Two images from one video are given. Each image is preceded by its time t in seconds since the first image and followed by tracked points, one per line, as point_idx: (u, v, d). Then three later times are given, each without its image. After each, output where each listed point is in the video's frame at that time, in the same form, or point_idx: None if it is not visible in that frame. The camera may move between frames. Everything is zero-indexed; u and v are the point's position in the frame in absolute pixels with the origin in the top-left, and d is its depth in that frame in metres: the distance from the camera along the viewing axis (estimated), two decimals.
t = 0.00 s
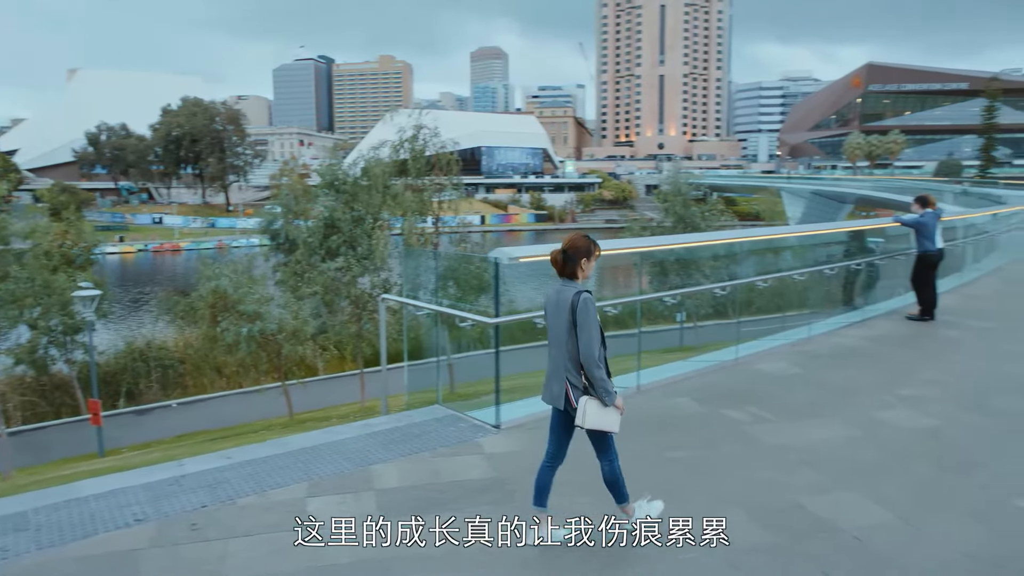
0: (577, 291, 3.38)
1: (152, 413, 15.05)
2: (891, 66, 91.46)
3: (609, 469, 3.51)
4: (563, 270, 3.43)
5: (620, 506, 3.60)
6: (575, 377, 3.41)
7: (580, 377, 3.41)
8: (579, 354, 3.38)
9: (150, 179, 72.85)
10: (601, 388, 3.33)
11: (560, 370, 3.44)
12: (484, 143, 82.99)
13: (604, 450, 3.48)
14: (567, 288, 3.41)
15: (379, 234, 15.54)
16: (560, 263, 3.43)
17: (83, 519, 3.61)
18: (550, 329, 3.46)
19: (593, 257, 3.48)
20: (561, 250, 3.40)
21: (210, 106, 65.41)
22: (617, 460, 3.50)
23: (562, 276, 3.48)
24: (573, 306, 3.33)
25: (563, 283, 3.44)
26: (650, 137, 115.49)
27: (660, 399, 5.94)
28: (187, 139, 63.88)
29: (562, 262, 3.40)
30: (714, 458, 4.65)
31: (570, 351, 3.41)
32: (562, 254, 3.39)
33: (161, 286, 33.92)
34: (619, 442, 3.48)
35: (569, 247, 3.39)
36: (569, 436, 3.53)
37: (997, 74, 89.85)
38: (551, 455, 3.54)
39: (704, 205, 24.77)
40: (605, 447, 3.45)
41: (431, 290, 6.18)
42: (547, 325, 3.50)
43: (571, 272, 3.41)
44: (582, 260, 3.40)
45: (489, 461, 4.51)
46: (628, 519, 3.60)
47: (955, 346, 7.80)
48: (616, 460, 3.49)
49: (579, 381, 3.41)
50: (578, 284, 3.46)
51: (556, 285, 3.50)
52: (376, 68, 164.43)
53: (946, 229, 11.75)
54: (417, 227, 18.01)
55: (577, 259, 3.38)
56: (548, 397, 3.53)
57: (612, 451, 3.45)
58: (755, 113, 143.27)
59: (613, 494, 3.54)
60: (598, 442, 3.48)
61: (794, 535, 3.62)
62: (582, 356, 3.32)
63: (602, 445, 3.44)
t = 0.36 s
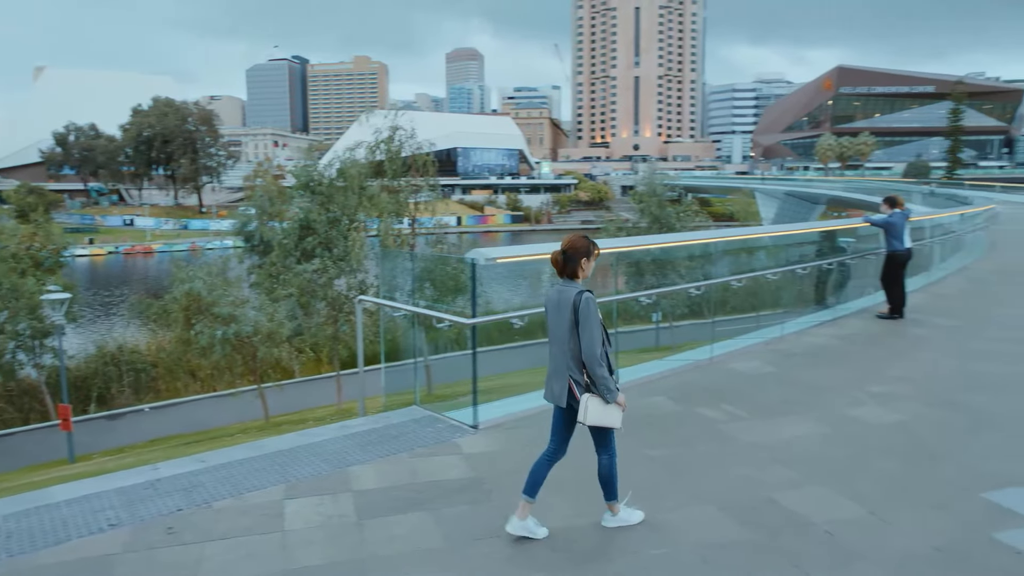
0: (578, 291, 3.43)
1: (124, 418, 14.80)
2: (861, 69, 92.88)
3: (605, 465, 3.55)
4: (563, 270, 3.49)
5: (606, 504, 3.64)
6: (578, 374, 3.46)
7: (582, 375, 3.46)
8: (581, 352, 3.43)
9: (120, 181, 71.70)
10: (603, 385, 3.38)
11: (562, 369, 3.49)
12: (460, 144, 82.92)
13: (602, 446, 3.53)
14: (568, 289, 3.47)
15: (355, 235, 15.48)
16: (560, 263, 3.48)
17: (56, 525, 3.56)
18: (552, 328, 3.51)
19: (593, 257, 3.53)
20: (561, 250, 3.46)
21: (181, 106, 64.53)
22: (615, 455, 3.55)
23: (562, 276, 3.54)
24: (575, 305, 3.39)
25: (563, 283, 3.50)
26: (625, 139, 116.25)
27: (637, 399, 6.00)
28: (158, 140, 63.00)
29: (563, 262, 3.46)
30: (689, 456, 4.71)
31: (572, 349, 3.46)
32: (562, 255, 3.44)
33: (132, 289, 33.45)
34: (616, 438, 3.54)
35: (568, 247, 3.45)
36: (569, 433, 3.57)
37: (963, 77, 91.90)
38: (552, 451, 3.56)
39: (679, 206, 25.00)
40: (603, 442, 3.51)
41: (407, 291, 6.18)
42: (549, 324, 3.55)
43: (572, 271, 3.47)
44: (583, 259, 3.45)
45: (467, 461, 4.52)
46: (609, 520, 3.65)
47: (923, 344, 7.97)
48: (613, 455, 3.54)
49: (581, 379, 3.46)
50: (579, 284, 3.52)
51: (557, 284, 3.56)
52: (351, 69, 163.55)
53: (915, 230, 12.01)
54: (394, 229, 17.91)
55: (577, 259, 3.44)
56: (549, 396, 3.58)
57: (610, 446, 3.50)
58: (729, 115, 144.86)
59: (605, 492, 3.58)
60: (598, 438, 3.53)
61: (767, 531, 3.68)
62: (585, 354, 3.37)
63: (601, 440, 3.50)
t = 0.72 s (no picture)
0: (580, 286, 3.55)
1: (98, 422, 14.56)
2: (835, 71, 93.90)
3: (594, 461, 3.62)
4: (565, 266, 3.61)
5: (587, 499, 3.70)
6: (581, 368, 3.57)
7: (587, 368, 3.56)
8: (586, 346, 3.53)
9: (93, 182, 70.60)
10: (607, 378, 3.47)
11: (566, 363, 3.59)
12: (438, 146, 82.82)
13: (596, 439, 3.60)
14: (571, 284, 3.59)
15: (334, 236, 15.40)
16: (562, 260, 3.60)
17: (29, 531, 3.52)
18: (555, 324, 3.63)
19: (593, 253, 3.64)
20: (563, 247, 3.58)
21: (155, 106, 63.70)
22: (605, 450, 3.62)
23: (564, 273, 3.65)
24: (578, 299, 3.50)
25: (565, 279, 3.61)
26: (603, 140, 116.80)
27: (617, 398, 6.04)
28: (132, 141, 62.22)
29: (564, 258, 3.58)
30: (666, 453, 4.77)
31: (576, 344, 3.56)
32: (564, 251, 3.56)
33: (105, 291, 33.01)
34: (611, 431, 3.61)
35: (570, 244, 3.56)
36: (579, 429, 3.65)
37: (933, 80, 93.68)
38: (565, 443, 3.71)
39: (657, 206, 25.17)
40: (599, 437, 3.59)
41: (386, 293, 6.18)
42: (553, 320, 3.66)
43: (573, 268, 3.60)
44: (583, 255, 3.57)
45: (446, 461, 4.54)
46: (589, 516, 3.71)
47: (895, 342, 8.13)
48: (605, 449, 3.62)
49: (586, 373, 3.56)
50: (580, 280, 3.63)
51: (559, 280, 3.67)
52: (328, 70, 162.75)
53: (887, 230, 12.24)
54: (372, 230, 17.77)
55: (578, 254, 3.55)
56: (557, 389, 3.68)
57: (604, 440, 3.58)
58: (706, 117, 146.19)
59: (591, 487, 3.64)
60: (596, 431, 3.61)
61: (743, 525, 3.76)
62: (589, 346, 3.47)
63: (596, 434, 3.58)
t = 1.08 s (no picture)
0: (580, 282, 3.69)
1: (72, 427, 14.30)
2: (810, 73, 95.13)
3: (577, 457, 3.71)
4: (565, 264, 3.76)
5: (568, 496, 3.75)
6: (582, 363, 3.70)
7: (587, 363, 3.70)
8: (587, 342, 3.66)
9: (65, 183, 69.41)
10: (607, 371, 3.62)
11: (566, 358, 3.72)
12: (417, 147, 82.57)
13: (586, 434, 3.72)
14: (570, 281, 3.73)
15: (312, 238, 15.31)
16: (563, 257, 3.75)
17: (6, 536, 3.48)
18: (554, 321, 3.76)
19: (591, 253, 3.80)
20: (563, 244, 3.72)
21: (129, 107, 62.82)
22: (591, 445, 3.72)
23: (563, 270, 3.79)
24: (579, 295, 3.65)
25: (565, 277, 3.75)
26: (582, 141, 117.29)
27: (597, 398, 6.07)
28: (105, 141, 61.28)
29: (565, 256, 3.73)
30: (645, 451, 4.83)
31: (576, 340, 3.69)
32: (565, 249, 3.71)
33: (79, 294, 32.48)
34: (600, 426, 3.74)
35: (570, 243, 3.70)
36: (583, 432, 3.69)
37: (905, 83, 95.35)
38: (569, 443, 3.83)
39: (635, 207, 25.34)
40: (590, 431, 3.70)
41: (365, 294, 6.17)
42: (552, 317, 3.79)
43: (573, 265, 3.74)
44: (583, 253, 3.72)
45: (426, 461, 4.56)
46: (570, 512, 3.75)
47: (869, 340, 8.26)
48: (592, 445, 3.72)
49: (586, 367, 3.70)
50: (578, 277, 3.78)
51: (558, 277, 3.81)
52: (306, 70, 161.56)
53: (861, 229, 12.44)
54: (351, 232, 17.58)
55: (577, 253, 3.70)
56: (556, 384, 3.80)
57: (594, 435, 3.70)
58: (683, 118, 147.42)
59: (574, 484, 3.70)
60: (589, 426, 3.74)
61: (720, 521, 3.81)
62: (591, 341, 3.60)
63: (586, 428, 3.69)
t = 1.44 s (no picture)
0: (577, 283, 3.74)
1: (45, 433, 14.06)
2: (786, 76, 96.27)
3: (565, 453, 3.75)
4: (563, 265, 3.79)
5: (593, 474, 4.08)
6: (580, 361, 3.76)
7: (584, 361, 3.76)
8: (584, 341, 3.74)
9: (37, 184, 68.19)
10: (602, 370, 3.71)
11: (562, 356, 3.77)
12: (396, 148, 82.30)
13: (575, 432, 3.78)
14: (568, 282, 3.77)
15: (291, 240, 15.19)
16: (560, 258, 3.78)
17: None
18: (552, 320, 3.81)
19: (588, 253, 3.84)
20: (561, 245, 3.75)
21: (103, 107, 61.93)
22: (579, 442, 3.77)
23: (560, 270, 3.83)
24: (577, 296, 3.69)
25: (563, 277, 3.79)
26: (561, 142, 117.68)
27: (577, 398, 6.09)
28: (78, 142, 60.34)
29: (563, 257, 3.76)
30: (623, 450, 4.87)
31: (574, 339, 3.75)
32: (563, 251, 3.74)
33: (52, 297, 31.98)
34: (592, 423, 3.82)
35: (568, 244, 3.74)
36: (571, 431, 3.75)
37: (879, 86, 96.84)
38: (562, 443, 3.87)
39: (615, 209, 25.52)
40: (581, 428, 3.77)
41: (345, 296, 6.16)
42: (551, 316, 3.82)
43: (571, 266, 3.78)
44: (580, 255, 3.77)
45: (407, 461, 4.57)
46: (552, 508, 3.77)
47: (844, 340, 8.39)
48: (579, 442, 3.77)
49: (583, 366, 3.76)
50: (575, 278, 3.82)
51: (556, 278, 3.85)
52: (283, 71, 160.35)
53: (836, 231, 12.62)
54: (330, 234, 17.38)
55: (576, 254, 3.74)
56: (550, 382, 3.84)
57: (585, 431, 3.78)
58: (662, 120, 148.53)
59: (560, 478, 3.73)
60: (583, 421, 3.83)
61: (699, 518, 3.86)
62: (589, 340, 3.68)
63: (577, 425, 3.76)
